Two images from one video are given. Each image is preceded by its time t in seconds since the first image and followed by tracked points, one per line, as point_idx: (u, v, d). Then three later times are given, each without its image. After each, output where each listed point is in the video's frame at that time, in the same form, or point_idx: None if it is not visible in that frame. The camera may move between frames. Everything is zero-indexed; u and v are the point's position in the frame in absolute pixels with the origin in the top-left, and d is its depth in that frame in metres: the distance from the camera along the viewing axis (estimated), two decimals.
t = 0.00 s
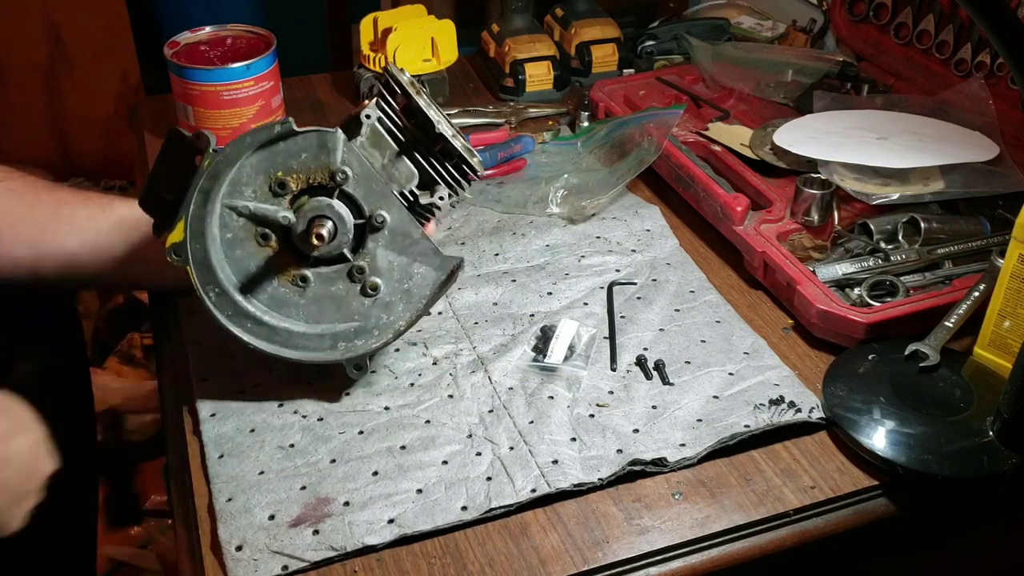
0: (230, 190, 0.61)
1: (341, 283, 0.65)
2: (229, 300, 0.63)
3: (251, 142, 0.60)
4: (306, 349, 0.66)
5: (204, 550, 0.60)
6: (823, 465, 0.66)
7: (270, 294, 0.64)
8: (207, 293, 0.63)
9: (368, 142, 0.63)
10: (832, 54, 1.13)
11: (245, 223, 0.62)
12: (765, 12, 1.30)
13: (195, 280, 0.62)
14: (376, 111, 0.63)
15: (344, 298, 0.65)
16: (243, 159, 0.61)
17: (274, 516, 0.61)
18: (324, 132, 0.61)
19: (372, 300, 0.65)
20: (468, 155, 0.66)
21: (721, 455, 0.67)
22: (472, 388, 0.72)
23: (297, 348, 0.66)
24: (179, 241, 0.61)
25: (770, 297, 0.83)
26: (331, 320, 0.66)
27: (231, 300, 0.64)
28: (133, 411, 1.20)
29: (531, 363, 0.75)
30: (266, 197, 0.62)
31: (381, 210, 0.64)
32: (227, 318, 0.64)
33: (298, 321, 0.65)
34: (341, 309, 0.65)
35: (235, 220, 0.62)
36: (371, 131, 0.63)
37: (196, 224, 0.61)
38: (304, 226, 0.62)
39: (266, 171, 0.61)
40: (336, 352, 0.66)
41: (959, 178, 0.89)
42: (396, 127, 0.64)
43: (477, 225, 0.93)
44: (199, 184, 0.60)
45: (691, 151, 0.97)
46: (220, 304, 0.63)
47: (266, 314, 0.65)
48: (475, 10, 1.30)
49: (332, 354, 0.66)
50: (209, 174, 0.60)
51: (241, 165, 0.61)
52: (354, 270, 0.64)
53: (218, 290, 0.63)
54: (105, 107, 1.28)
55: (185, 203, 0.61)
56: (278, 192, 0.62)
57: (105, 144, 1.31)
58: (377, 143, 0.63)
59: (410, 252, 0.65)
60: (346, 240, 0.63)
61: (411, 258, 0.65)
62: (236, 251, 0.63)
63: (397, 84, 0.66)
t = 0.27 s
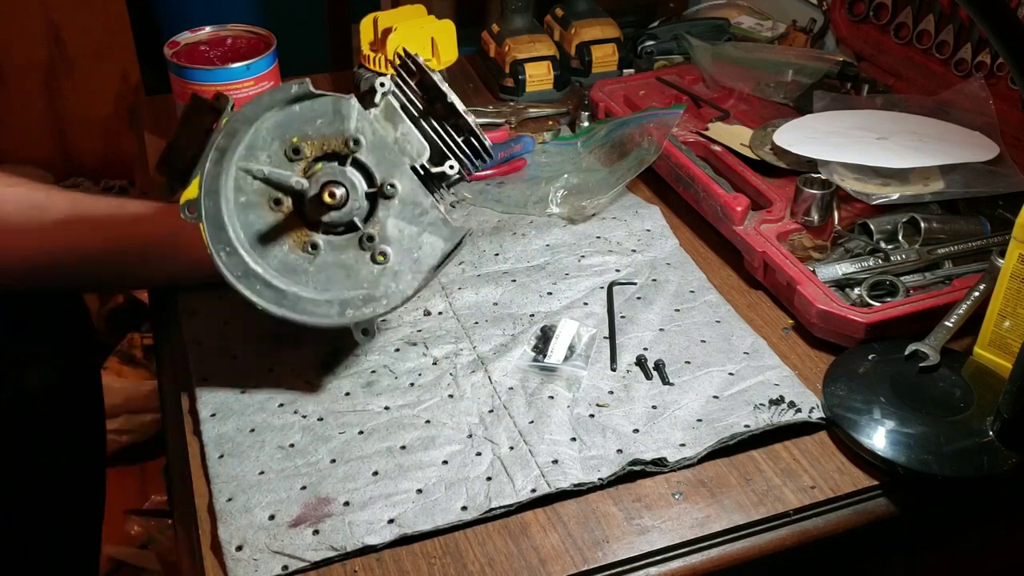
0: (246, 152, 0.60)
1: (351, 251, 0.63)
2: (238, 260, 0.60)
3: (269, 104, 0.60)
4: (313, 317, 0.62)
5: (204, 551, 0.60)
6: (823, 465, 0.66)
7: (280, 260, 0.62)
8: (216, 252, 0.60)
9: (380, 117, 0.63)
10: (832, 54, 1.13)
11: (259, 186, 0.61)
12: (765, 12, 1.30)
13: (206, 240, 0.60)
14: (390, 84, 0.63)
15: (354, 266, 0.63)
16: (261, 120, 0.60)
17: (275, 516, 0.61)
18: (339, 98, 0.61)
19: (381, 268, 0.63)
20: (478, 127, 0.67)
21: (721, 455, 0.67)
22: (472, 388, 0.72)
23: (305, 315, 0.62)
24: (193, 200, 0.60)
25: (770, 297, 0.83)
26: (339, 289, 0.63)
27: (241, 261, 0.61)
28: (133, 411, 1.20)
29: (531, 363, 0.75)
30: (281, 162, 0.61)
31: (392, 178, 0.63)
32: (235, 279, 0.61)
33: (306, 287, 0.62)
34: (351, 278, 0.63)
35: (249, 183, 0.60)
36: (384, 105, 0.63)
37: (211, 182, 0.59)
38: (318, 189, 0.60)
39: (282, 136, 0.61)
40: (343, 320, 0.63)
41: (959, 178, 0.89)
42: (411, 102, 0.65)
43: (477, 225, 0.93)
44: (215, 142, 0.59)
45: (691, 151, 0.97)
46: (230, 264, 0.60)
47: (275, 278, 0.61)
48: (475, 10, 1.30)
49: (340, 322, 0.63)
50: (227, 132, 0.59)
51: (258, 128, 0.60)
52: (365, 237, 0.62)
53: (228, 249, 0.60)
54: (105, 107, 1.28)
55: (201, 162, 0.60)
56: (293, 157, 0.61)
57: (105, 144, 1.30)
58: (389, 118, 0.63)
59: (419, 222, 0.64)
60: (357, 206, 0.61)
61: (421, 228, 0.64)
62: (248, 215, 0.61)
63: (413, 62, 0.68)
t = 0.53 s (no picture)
0: (268, 107, 0.50)
1: (369, 208, 0.52)
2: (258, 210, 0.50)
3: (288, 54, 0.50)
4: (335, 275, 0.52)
5: (204, 551, 0.60)
6: (823, 465, 0.66)
7: (296, 215, 0.51)
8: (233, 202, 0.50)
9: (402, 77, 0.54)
10: (832, 53, 1.13)
11: (280, 141, 0.51)
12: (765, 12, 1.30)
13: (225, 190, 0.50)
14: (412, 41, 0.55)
15: (372, 224, 0.52)
16: (283, 72, 0.50)
17: (275, 516, 0.61)
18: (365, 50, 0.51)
19: (401, 227, 0.52)
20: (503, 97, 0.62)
21: (721, 455, 0.67)
22: (472, 388, 0.72)
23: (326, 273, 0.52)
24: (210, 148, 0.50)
25: (770, 297, 0.83)
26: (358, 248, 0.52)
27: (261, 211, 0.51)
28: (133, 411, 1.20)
29: (531, 363, 0.75)
30: (302, 119, 0.51)
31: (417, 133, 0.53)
32: (253, 231, 0.51)
33: (323, 245, 0.52)
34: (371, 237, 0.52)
35: (269, 137, 0.50)
36: (406, 67, 0.54)
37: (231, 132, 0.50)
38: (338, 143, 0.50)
39: (304, 90, 0.51)
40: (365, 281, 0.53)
41: (959, 178, 0.89)
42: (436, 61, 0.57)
43: (477, 225, 0.93)
44: (235, 92, 0.49)
45: (691, 151, 0.97)
46: (246, 215, 0.50)
47: (294, 233, 0.51)
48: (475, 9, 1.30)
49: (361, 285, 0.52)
50: (249, 82, 0.49)
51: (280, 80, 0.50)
52: (385, 193, 0.52)
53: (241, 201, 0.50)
54: (105, 107, 1.28)
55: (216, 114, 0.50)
56: (316, 114, 0.50)
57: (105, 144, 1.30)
58: (411, 77, 0.54)
59: (440, 178, 0.53)
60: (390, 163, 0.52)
61: (443, 186, 0.53)
62: (265, 168, 0.51)
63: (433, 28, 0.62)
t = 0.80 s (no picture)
0: (326, 83, 0.61)
1: (429, 181, 0.61)
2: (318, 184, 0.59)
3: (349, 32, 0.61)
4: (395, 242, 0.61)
5: (204, 551, 0.60)
6: (823, 465, 0.66)
7: (359, 189, 0.60)
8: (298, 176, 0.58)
9: (458, 53, 0.61)
10: (832, 54, 1.13)
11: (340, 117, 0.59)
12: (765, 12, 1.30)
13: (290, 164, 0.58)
14: (468, 19, 0.60)
15: (432, 196, 0.61)
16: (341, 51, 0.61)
17: (275, 516, 0.61)
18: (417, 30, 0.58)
19: (460, 197, 0.61)
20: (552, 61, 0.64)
21: (721, 455, 0.67)
22: (472, 388, 0.72)
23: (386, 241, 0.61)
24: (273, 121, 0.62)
25: (770, 297, 0.83)
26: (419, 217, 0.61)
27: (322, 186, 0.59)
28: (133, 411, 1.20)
29: (531, 364, 0.75)
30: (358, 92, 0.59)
31: (471, 109, 0.61)
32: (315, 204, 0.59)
33: (385, 216, 0.61)
34: (430, 207, 0.61)
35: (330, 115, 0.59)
36: (462, 43, 0.61)
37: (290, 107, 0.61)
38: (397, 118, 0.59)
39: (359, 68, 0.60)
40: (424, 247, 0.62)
41: (958, 178, 0.89)
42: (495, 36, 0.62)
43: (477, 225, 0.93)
44: (296, 67, 0.61)
45: (691, 151, 0.97)
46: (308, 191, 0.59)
47: (355, 206, 0.60)
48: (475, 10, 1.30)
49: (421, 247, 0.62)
50: (308, 57, 0.61)
51: (338, 58, 0.61)
52: (443, 167, 0.61)
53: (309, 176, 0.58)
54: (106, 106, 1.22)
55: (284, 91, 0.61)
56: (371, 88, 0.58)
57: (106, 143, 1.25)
58: (466, 55, 0.61)
59: (496, 151, 0.62)
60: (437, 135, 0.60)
61: (498, 157, 0.62)
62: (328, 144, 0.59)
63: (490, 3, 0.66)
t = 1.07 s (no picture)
0: (349, 103, 0.59)
1: (450, 204, 0.61)
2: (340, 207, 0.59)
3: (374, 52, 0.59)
4: (414, 267, 0.61)
5: (204, 550, 0.60)
6: (823, 465, 0.66)
7: (380, 210, 0.60)
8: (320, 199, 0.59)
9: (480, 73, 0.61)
10: (832, 53, 1.13)
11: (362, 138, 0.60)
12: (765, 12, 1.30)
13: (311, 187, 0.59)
14: (491, 40, 0.62)
15: (452, 219, 0.61)
16: (365, 71, 0.59)
17: (275, 516, 0.61)
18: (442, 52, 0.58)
19: (480, 221, 0.62)
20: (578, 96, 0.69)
21: (721, 455, 0.67)
22: (472, 388, 0.72)
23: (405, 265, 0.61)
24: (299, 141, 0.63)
25: (770, 297, 0.83)
26: (439, 241, 0.62)
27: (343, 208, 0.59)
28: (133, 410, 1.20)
29: (531, 363, 0.75)
30: (383, 113, 0.59)
31: (492, 133, 0.61)
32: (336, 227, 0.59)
33: (406, 239, 0.61)
34: (450, 230, 0.61)
35: (353, 136, 0.59)
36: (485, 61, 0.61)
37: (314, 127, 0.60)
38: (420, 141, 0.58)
39: (384, 89, 0.59)
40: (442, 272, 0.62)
41: (958, 178, 0.89)
42: (517, 58, 0.65)
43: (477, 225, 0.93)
44: (321, 89, 0.59)
45: (691, 151, 0.97)
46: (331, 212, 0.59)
47: (376, 228, 0.60)
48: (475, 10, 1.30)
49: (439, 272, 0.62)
50: (333, 79, 0.59)
51: (363, 80, 0.59)
52: (464, 190, 0.61)
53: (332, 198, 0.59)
54: (105, 107, 1.21)
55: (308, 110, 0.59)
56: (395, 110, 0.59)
57: (107, 145, 1.25)
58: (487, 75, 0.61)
59: (517, 175, 0.62)
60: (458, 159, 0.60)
61: (519, 182, 0.62)
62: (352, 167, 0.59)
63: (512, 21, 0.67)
